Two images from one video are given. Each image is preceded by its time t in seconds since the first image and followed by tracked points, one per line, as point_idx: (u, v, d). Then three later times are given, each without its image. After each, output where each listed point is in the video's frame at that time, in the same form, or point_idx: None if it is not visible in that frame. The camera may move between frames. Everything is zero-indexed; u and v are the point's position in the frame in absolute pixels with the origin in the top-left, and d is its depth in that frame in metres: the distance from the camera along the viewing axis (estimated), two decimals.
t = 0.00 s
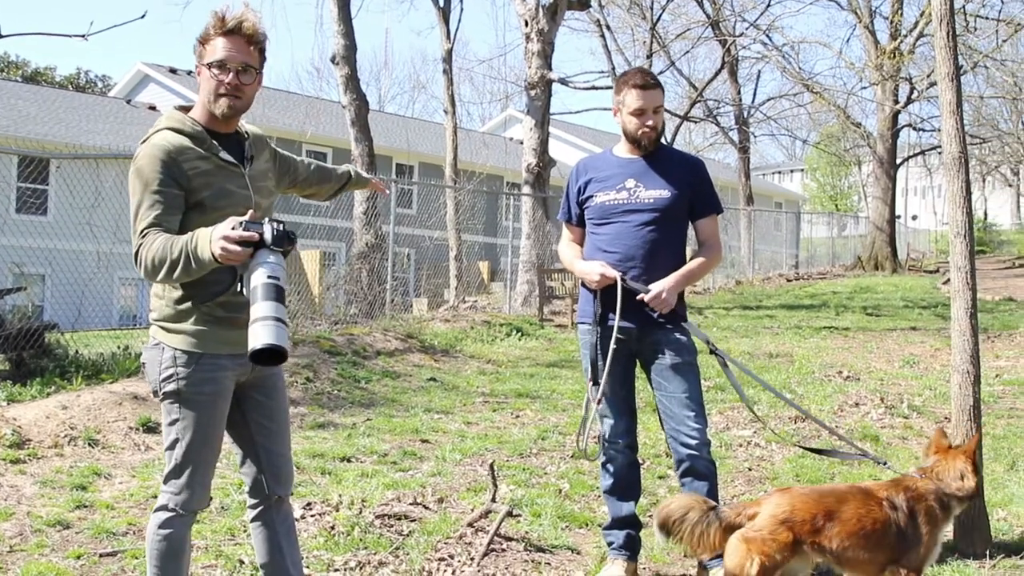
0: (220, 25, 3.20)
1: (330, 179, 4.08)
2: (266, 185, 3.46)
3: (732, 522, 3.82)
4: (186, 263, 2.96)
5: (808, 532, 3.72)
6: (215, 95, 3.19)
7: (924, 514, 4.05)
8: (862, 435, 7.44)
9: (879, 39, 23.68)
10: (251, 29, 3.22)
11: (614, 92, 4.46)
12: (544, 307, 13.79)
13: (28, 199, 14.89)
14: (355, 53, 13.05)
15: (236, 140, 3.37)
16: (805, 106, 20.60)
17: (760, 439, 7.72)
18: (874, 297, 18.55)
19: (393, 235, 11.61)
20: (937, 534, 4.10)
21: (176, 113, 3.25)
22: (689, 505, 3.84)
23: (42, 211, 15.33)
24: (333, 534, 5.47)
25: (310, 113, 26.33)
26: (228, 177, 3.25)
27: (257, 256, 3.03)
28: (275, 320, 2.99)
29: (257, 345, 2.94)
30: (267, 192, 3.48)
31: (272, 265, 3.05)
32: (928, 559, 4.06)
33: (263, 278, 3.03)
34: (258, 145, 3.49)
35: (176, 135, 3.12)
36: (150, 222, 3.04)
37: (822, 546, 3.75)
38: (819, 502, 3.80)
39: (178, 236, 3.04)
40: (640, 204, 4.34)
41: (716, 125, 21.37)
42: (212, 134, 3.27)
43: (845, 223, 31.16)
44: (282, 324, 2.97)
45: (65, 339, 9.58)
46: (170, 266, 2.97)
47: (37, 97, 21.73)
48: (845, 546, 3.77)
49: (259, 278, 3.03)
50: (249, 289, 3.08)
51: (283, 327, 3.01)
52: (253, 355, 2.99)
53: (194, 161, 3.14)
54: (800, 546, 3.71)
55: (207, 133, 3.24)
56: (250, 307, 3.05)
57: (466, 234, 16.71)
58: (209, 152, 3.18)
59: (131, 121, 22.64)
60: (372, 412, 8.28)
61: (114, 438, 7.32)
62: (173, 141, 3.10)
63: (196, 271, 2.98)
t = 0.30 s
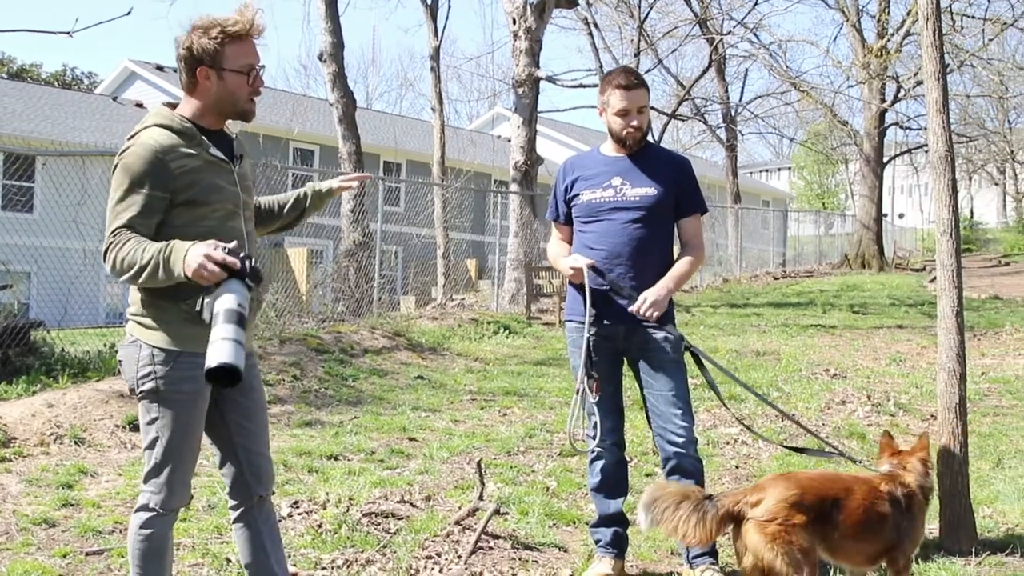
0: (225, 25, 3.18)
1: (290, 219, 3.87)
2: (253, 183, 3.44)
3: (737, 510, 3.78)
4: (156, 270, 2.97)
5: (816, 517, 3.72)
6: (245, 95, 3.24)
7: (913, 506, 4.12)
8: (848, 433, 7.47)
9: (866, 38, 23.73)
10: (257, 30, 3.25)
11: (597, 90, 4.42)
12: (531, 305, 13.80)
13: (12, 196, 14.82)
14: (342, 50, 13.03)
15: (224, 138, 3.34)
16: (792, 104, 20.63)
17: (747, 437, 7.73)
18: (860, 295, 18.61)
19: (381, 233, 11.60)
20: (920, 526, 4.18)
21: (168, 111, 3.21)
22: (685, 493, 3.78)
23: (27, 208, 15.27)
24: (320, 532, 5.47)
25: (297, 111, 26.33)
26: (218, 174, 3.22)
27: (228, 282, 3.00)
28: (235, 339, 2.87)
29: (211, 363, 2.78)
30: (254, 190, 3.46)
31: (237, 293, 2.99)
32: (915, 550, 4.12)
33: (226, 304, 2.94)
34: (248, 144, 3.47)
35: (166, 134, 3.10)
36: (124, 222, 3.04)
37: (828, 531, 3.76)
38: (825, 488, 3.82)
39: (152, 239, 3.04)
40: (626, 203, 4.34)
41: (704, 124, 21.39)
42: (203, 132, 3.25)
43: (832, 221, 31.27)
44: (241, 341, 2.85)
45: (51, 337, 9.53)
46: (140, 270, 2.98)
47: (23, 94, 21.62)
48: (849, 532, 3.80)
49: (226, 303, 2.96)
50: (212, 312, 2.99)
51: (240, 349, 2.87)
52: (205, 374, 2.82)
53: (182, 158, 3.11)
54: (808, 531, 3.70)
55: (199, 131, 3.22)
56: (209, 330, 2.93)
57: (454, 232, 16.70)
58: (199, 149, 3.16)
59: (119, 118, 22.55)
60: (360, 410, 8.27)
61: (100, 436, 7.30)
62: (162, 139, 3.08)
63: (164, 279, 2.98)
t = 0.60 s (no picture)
0: (244, 37, 3.22)
1: (265, 230, 3.81)
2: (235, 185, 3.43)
3: (757, 505, 3.72)
4: (129, 281, 2.98)
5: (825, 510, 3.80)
6: (251, 108, 3.27)
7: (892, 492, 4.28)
8: (836, 431, 7.49)
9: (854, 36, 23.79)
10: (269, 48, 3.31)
11: (586, 92, 4.39)
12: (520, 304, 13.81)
13: None
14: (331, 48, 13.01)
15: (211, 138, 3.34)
16: (781, 103, 20.67)
17: (736, 435, 7.74)
18: (849, 293, 18.66)
19: (370, 231, 11.57)
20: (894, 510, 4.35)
21: (158, 109, 3.21)
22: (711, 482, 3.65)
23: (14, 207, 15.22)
24: (309, 531, 5.46)
25: (286, 108, 26.28)
26: (199, 174, 3.21)
27: (194, 316, 3.05)
28: (187, 384, 2.98)
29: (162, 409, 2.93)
30: (235, 192, 3.45)
31: (199, 330, 3.06)
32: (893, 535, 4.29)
33: (185, 341, 3.03)
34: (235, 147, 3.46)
35: (152, 131, 3.10)
36: (97, 217, 3.02)
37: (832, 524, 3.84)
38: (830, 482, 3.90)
39: (126, 241, 3.04)
40: (614, 201, 4.34)
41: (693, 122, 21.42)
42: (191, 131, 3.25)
43: (821, 220, 31.35)
44: (192, 388, 2.97)
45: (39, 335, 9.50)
46: (113, 274, 2.99)
47: (12, 92, 21.53)
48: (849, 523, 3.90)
49: (184, 340, 3.04)
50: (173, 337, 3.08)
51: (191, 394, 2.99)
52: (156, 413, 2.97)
53: (164, 156, 3.10)
54: (818, 527, 3.73)
55: (186, 129, 3.22)
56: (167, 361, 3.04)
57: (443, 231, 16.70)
58: (182, 147, 3.15)
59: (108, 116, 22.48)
60: (349, 408, 8.27)
61: (89, 435, 7.28)
62: (147, 135, 3.08)
63: (134, 291, 3.00)
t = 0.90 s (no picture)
0: (240, 40, 3.22)
1: (269, 217, 3.78)
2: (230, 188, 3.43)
3: (776, 504, 3.88)
4: (125, 271, 2.98)
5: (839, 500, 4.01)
6: (244, 111, 3.27)
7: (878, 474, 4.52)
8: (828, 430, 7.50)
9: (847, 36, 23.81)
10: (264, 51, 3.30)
11: (578, 93, 4.36)
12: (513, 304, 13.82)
13: None
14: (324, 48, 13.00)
15: (206, 140, 3.35)
16: (773, 103, 20.69)
17: (729, 435, 7.74)
18: (842, 293, 18.69)
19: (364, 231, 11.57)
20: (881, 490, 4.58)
21: (152, 109, 3.21)
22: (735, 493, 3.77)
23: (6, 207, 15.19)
24: (302, 530, 5.46)
25: (278, 108, 26.27)
26: (191, 175, 3.21)
27: (194, 300, 3.03)
28: (195, 363, 2.95)
29: (173, 388, 2.89)
30: (231, 195, 3.46)
31: (200, 313, 3.04)
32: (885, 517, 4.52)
33: (188, 324, 3.00)
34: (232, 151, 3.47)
35: (143, 131, 3.11)
36: (90, 215, 3.02)
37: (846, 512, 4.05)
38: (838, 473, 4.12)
39: (120, 237, 3.04)
40: (606, 202, 4.34)
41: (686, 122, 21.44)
42: (184, 133, 3.26)
43: (814, 220, 31.40)
44: (200, 366, 2.94)
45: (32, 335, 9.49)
46: (109, 267, 2.99)
47: (4, 92, 21.49)
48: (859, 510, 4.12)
49: (186, 324, 3.01)
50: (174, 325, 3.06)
51: (199, 373, 2.96)
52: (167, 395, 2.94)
53: (154, 157, 3.10)
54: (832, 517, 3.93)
55: (179, 131, 3.22)
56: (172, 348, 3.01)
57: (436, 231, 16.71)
58: (174, 148, 3.16)
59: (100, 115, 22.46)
60: (342, 408, 8.27)
61: (82, 435, 7.27)
62: (139, 135, 3.09)
63: (132, 281, 2.99)
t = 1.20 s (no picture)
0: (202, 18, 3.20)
1: (284, 213, 3.77)
2: (236, 188, 3.41)
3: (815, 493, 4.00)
4: (124, 268, 2.98)
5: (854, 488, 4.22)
6: (213, 87, 3.18)
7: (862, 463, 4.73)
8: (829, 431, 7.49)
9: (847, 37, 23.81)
10: (235, 28, 3.24)
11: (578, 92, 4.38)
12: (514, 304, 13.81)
13: None
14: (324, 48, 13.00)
15: (211, 141, 3.34)
16: (773, 103, 20.70)
17: (730, 435, 7.74)
18: (843, 293, 18.69)
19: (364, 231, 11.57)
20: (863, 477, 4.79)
21: (154, 109, 3.22)
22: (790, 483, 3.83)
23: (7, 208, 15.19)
24: (302, 531, 5.46)
25: (279, 108, 26.29)
26: (192, 175, 3.20)
27: (191, 293, 3.02)
28: (191, 354, 2.94)
29: (167, 377, 2.87)
30: (238, 196, 3.44)
31: (197, 306, 3.02)
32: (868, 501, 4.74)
33: (186, 315, 2.99)
34: (240, 152, 3.47)
35: (142, 131, 3.11)
36: (93, 215, 3.03)
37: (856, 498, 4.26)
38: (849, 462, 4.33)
39: (122, 236, 3.05)
40: (609, 203, 4.34)
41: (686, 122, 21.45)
42: (186, 132, 3.26)
43: (814, 220, 31.38)
44: (196, 357, 2.93)
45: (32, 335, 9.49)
46: (109, 265, 2.99)
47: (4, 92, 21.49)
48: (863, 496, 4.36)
49: (184, 315, 3.00)
50: (172, 318, 3.05)
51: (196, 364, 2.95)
52: (163, 386, 2.93)
53: (153, 156, 3.10)
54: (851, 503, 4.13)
55: (179, 130, 3.22)
56: (168, 341, 3.00)
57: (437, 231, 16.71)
58: (174, 148, 3.15)
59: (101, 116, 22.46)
60: (343, 408, 8.27)
61: (82, 435, 7.27)
62: (137, 135, 3.09)
63: (130, 277, 2.99)
